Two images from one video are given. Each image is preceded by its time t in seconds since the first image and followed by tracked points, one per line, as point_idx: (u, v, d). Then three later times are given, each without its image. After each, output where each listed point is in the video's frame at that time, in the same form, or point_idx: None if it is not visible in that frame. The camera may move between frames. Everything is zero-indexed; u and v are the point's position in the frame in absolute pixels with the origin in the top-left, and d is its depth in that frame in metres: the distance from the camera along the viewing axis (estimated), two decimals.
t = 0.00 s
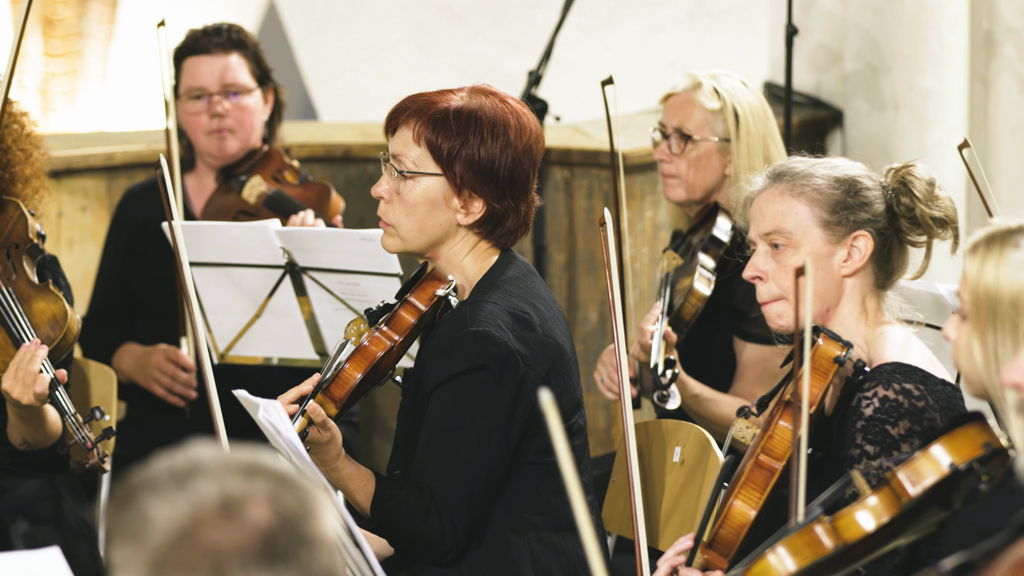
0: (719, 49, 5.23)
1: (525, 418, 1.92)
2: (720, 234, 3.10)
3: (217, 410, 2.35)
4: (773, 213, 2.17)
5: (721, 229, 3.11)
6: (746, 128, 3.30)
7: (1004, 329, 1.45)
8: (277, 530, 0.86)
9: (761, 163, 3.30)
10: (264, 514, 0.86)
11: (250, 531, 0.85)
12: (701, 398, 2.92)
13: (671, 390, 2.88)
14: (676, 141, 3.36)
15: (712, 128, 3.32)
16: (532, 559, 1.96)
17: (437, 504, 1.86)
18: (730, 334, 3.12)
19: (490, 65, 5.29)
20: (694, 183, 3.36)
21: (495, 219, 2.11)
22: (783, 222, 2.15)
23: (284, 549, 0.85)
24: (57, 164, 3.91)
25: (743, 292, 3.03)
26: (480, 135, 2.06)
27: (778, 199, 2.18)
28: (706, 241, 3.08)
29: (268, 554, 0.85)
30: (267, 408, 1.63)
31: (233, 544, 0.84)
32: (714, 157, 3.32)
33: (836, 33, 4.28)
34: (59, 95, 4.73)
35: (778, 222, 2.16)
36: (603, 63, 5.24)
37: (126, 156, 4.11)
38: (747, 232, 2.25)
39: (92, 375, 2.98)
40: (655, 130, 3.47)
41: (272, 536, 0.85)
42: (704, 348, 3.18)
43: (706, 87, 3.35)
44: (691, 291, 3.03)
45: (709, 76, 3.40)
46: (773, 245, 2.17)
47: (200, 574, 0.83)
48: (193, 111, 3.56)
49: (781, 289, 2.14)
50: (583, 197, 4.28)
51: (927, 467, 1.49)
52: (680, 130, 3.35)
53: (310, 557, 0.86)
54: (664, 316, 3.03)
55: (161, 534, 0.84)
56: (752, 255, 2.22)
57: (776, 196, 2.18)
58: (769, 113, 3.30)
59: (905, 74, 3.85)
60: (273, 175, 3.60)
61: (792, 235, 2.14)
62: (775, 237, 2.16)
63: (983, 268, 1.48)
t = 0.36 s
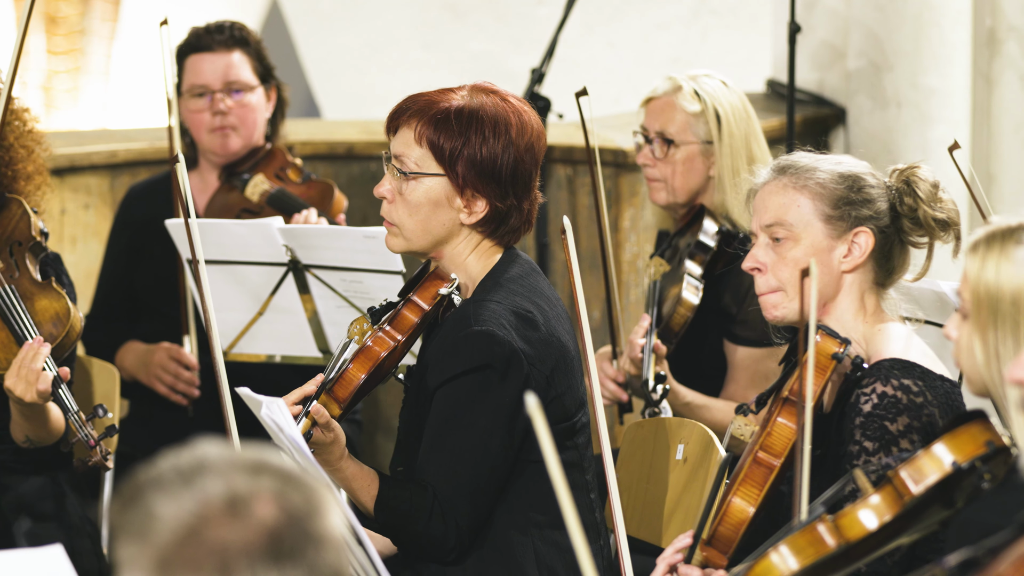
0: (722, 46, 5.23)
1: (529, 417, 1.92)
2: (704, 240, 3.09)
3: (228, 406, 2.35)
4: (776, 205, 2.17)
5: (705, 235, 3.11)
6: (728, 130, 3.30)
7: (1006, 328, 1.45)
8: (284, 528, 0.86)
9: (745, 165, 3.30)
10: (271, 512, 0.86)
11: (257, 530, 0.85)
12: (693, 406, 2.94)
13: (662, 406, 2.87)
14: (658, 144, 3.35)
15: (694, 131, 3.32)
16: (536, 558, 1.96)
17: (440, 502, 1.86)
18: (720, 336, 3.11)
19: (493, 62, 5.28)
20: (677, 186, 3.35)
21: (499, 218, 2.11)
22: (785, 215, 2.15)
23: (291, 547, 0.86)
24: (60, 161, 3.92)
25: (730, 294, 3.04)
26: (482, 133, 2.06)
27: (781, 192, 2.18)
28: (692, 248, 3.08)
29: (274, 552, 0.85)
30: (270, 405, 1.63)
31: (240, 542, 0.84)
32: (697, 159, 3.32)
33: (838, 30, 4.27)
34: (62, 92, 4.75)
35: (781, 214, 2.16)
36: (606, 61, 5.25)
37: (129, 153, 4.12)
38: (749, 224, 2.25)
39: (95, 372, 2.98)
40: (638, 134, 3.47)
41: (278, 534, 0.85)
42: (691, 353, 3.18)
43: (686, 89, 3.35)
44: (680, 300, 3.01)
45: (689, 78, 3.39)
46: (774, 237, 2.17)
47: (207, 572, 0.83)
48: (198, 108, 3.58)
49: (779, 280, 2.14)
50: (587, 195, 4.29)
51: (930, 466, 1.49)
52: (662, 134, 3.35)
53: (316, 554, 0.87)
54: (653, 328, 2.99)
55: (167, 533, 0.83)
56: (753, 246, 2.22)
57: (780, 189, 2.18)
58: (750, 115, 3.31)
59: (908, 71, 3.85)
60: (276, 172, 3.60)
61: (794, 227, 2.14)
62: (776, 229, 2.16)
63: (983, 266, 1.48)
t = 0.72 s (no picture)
0: (724, 43, 5.22)
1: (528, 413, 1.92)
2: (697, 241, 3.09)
3: (225, 407, 2.34)
4: (783, 197, 2.17)
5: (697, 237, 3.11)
6: (718, 129, 3.28)
7: (1003, 325, 1.45)
8: (284, 523, 0.86)
9: (736, 163, 3.30)
10: (272, 507, 0.86)
11: (258, 525, 0.85)
12: (689, 408, 2.94)
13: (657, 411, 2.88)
14: (649, 144, 3.36)
15: (685, 130, 3.32)
16: (536, 555, 1.96)
17: (440, 499, 1.86)
18: (713, 334, 3.11)
19: (495, 58, 5.28)
20: (669, 186, 3.36)
21: (500, 214, 2.11)
22: (791, 207, 2.15)
23: (291, 542, 0.86)
24: (61, 157, 3.92)
25: (724, 293, 3.04)
26: (484, 130, 2.06)
27: (789, 184, 2.17)
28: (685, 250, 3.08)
29: (275, 547, 0.85)
30: (271, 401, 1.63)
31: (241, 537, 0.84)
32: (688, 158, 3.32)
33: (840, 27, 4.26)
34: (63, 88, 4.75)
35: (787, 206, 2.15)
36: (607, 57, 5.24)
37: (130, 149, 4.12)
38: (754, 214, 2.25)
39: (97, 368, 2.98)
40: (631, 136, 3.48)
41: (279, 529, 0.86)
42: (684, 352, 3.18)
43: (676, 88, 3.35)
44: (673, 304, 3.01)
45: (678, 77, 3.39)
46: (778, 229, 2.17)
47: (209, 567, 0.83)
48: (197, 105, 3.57)
49: (780, 272, 2.14)
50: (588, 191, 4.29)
51: (930, 463, 1.49)
52: (653, 134, 3.35)
53: (317, 549, 0.87)
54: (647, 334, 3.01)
55: (168, 528, 0.84)
56: (756, 237, 2.22)
57: (788, 181, 2.18)
58: (741, 113, 3.30)
59: (910, 67, 3.84)
60: (277, 169, 3.59)
61: (799, 220, 2.14)
62: (781, 220, 2.16)
63: (981, 264, 1.48)
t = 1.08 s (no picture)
0: (725, 41, 5.22)
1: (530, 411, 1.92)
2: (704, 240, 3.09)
3: (224, 405, 2.35)
4: (796, 189, 2.17)
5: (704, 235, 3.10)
6: (724, 127, 3.29)
7: (1006, 323, 1.45)
8: (285, 521, 0.86)
9: (741, 162, 3.29)
10: (273, 506, 0.86)
11: (259, 524, 0.85)
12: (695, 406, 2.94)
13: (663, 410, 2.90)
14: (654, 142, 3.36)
15: (690, 128, 3.32)
16: (538, 553, 1.96)
17: (441, 496, 1.86)
18: (719, 334, 3.12)
19: (497, 57, 5.28)
20: (674, 184, 3.36)
21: (502, 212, 2.11)
22: (803, 200, 2.15)
23: (292, 541, 0.86)
24: (63, 155, 3.92)
25: (730, 292, 3.04)
26: (486, 129, 2.06)
27: (803, 177, 2.17)
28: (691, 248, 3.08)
29: (277, 546, 0.85)
30: (273, 400, 1.63)
31: (242, 535, 0.84)
32: (694, 156, 3.32)
33: (842, 25, 4.26)
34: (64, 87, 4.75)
35: (799, 199, 2.16)
36: (609, 56, 5.24)
37: (131, 148, 4.12)
38: (765, 205, 2.25)
39: (99, 366, 2.99)
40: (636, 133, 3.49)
41: (280, 528, 0.86)
42: (692, 353, 3.18)
43: (681, 86, 3.35)
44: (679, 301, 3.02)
45: (684, 75, 3.39)
46: (788, 221, 2.17)
47: (209, 566, 0.83)
48: (198, 103, 3.58)
49: (786, 264, 2.14)
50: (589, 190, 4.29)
51: (932, 462, 1.49)
52: (659, 132, 3.34)
53: (317, 547, 0.87)
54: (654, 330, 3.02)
55: (170, 527, 0.84)
56: (765, 227, 2.22)
57: (802, 174, 2.17)
58: (746, 111, 3.31)
59: (912, 65, 3.84)
60: (279, 168, 3.59)
61: (810, 214, 2.14)
62: (791, 213, 2.16)
63: (984, 262, 1.48)
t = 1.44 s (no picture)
0: (726, 42, 5.22)
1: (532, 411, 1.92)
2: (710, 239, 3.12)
3: (225, 405, 2.35)
4: (799, 192, 2.17)
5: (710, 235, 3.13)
6: (731, 124, 3.29)
7: (1009, 323, 1.45)
8: (288, 522, 0.86)
9: (749, 158, 3.29)
10: (275, 505, 0.86)
11: (260, 524, 0.85)
12: (699, 404, 2.94)
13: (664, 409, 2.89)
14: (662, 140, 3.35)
15: (698, 126, 3.32)
16: (540, 553, 1.96)
17: (442, 497, 1.87)
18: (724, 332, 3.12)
19: (499, 57, 5.29)
20: (682, 182, 3.35)
21: (503, 213, 2.11)
22: (806, 203, 2.15)
23: (294, 541, 0.86)
24: (64, 155, 3.92)
25: (736, 291, 3.03)
26: (486, 130, 2.06)
27: (806, 179, 2.17)
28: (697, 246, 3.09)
29: (278, 546, 0.85)
30: (274, 400, 1.63)
31: (244, 536, 0.84)
32: (701, 154, 3.32)
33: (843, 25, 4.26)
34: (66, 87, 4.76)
35: (801, 202, 2.16)
36: (610, 56, 5.25)
37: (133, 148, 4.13)
38: (769, 206, 2.25)
39: (100, 366, 2.99)
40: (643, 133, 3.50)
41: (282, 528, 0.86)
42: (696, 350, 3.19)
43: (688, 84, 3.34)
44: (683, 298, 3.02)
45: (691, 73, 3.39)
46: (791, 224, 2.17)
47: (211, 566, 0.83)
48: (200, 104, 3.59)
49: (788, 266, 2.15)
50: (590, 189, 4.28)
51: (933, 462, 1.49)
52: (666, 130, 3.35)
53: (319, 547, 0.87)
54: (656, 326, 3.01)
55: (172, 527, 0.84)
56: (768, 229, 2.23)
57: (804, 176, 2.18)
58: (752, 108, 3.31)
59: (913, 66, 3.85)
60: (280, 168, 3.59)
61: (813, 217, 2.14)
62: (794, 216, 2.16)
63: (987, 262, 1.48)
